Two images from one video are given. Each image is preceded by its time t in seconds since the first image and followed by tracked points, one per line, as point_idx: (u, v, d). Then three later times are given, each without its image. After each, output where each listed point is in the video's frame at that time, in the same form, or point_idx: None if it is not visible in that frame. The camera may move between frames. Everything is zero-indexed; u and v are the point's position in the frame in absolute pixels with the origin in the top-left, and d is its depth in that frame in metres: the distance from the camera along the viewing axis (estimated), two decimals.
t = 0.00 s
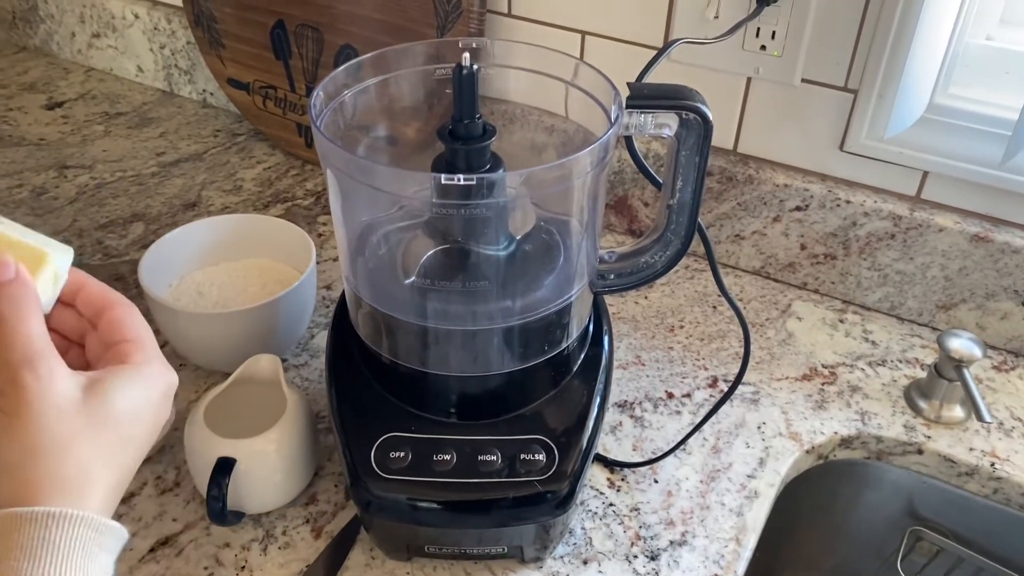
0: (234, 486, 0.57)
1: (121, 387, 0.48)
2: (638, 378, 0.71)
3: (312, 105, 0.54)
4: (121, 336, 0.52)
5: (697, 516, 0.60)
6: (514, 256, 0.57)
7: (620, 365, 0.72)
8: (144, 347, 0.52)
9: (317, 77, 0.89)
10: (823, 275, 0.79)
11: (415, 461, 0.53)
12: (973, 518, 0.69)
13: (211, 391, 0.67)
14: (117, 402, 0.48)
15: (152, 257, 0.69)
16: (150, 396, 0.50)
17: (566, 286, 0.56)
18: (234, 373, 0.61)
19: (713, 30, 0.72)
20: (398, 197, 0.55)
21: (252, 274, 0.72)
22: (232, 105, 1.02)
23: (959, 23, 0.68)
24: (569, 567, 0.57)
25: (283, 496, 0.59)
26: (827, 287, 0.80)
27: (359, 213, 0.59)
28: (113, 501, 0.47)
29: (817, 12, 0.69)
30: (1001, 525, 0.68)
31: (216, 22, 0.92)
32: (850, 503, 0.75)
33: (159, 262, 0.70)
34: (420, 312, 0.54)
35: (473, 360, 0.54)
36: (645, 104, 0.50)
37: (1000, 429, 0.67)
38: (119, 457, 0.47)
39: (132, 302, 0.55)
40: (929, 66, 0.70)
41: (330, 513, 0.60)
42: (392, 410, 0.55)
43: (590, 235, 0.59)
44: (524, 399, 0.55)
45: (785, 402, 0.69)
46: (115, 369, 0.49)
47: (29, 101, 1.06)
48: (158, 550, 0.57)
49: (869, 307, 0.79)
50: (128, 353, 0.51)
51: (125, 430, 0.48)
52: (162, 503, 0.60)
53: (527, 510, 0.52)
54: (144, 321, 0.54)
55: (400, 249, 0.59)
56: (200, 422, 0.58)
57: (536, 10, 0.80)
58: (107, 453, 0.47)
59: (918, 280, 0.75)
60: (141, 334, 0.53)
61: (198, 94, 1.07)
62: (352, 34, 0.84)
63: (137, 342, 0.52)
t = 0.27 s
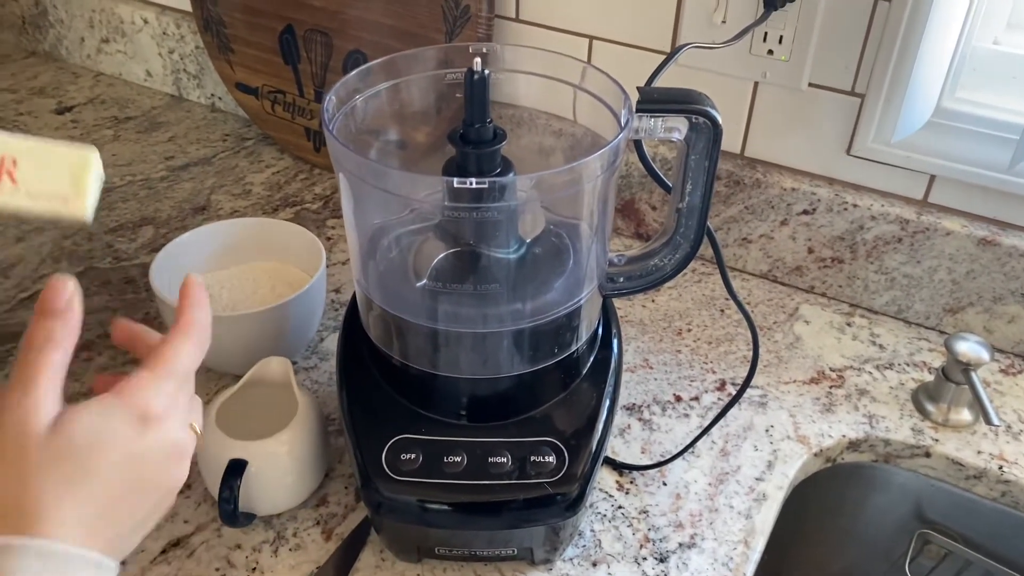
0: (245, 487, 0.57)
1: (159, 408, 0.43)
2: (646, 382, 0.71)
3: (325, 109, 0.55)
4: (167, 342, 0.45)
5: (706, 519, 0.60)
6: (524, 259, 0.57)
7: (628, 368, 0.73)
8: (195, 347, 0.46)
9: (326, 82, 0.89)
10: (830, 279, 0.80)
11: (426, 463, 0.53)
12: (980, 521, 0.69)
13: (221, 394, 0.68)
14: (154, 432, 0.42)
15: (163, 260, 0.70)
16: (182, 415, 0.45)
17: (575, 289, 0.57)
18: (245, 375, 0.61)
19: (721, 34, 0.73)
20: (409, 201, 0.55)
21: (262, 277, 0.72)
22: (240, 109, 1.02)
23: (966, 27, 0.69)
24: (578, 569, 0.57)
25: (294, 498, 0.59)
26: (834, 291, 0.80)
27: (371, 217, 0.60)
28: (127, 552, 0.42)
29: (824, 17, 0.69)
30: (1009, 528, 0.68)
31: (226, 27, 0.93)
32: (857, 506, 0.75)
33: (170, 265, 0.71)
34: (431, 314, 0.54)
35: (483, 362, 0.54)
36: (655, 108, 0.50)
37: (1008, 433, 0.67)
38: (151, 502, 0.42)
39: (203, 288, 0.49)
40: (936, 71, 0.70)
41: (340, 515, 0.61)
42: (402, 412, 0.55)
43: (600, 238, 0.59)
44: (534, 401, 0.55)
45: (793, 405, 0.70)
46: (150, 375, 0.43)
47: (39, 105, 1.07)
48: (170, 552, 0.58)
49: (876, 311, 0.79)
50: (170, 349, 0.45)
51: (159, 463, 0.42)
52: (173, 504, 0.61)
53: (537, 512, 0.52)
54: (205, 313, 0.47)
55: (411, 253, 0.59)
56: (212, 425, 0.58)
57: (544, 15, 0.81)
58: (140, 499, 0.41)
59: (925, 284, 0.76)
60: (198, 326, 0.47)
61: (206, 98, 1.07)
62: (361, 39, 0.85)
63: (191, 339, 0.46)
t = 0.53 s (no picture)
0: (254, 494, 0.58)
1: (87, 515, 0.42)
2: (651, 389, 0.72)
3: (335, 121, 0.55)
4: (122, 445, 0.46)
5: (712, 526, 0.61)
6: (531, 268, 0.58)
7: (634, 376, 0.73)
8: (126, 426, 0.44)
9: (334, 91, 0.90)
10: (835, 286, 0.80)
11: (434, 470, 0.53)
12: (985, 529, 0.70)
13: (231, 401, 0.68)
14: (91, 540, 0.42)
15: (174, 267, 0.70)
16: (131, 496, 0.45)
17: (581, 297, 0.57)
18: (254, 382, 0.62)
19: (726, 43, 0.73)
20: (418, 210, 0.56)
21: (271, 285, 0.73)
22: (249, 118, 1.03)
23: (970, 36, 0.69)
24: None
25: (302, 504, 0.60)
26: (839, 298, 0.80)
27: (378, 226, 0.61)
28: None
29: (828, 26, 0.69)
30: (1014, 536, 0.68)
31: (234, 36, 0.94)
32: (862, 513, 0.75)
33: (181, 273, 0.71)
34: (438, 323, 0.55)
35: (490, 370, 0.55)
36: (661, 119, 0.51)
37: (1013, 440, 0.68)
38: None
39: (142, 361, 0.45)
40: (941, 80, 0.70)
41: (348, 521, 0.61)
42: (410, 420, 0.56)
43: (606, 248, 0.60)
44: (540, 408, 0.56)
45: (798, 412, 0.70)
46: (79, 471, 0.42)
47: (49, 113, 1.08)
48: (179, 558, 0.58)
49: (881, 318, 0.79)
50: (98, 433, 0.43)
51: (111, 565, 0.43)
52: (183, 511, 0.61)
53: (544, 519, 0.52)
54: (139, 388, 0.45)
55: (419, 262, 0.60)
56: (221, 431, 0.58)
57: (551, 25, 0.81)
58: None
59: (930, 291, 0.76)
60: (128, 404, 0.44)
61: (215, 106, 1.08)
62: (368, 48, 0.86)
63: (118, 420, 0.43)
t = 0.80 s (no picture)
0: (270, 512, 0.59)
1: None
2: (659, 408, 0.73)
3: (351, 152, 0.57)
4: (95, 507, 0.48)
5: (717, 544, 0.62)
6: (540, 294, 0.59)
7: (641, 395, 0.74)
8: (102, 490, 0.46)
9: (346, 112, 0.92)
10: (840, 306, 0.81)
11: (446, 491, 0.55)
12: (988, 547, 0.71)
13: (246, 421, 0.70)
14: None
15: (192, 289, 0.72)
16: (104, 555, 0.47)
17: (590, 323, 0.59)
18: (270, 403, 0.63)
19: (731, 69, 0.75)
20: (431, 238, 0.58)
21: (286, 305, 0.75)
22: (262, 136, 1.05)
23: (971, 61, 0.71)
24: None
25: (317, 522, 0.61)
26: (843, 317, 0.82)
27: (393, 252, 0.62)
28: None
29: (832, 52, 0.71)
30: (1016, 554, 0.69)
31: (249, 57, 0.96)
32: (866, 531, 0.76)
33: (198, 294, 0.73)
34: (450, 348, 0.56)
35: (501, 393, 0.56)
36: (666, 150, 0.52)
37: (1015, 460, 0.69)
38: None
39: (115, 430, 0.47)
40: (943, 106, 0.72)
41: (361, 539, 0.62)
42: (422, 441, 0.57)
43: (614, 273, 0.61)
44: (549, 431, 0.57)
45: (803, 432, 0.71)
46: (57, 532, 0.44)
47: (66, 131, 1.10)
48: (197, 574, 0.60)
49: (885, 337, 0.80)
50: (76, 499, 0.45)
51: None
52: (200, 528, 0.63)
53: (553, 539, 0.54)
54: (112, 453, 0.47)
55: (432, 287, 0.61)
56: (239, 452, 0.60)
57: (560, 49, 0.83)
58: None
59: (933, 312, 0.77)
60: (103, 468, 0.46)
61: (229, 124, 1.10)
62: (380, 71, 0.88)
63: (94, 484, 0.45)
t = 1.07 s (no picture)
0: (284, 535, 0.59)
1: None
2: (674, 429, 0.72)
3: (366, 177, 0.58)
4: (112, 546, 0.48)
5: (733, 569, 0.61)
6: (556, 318, 0.59)
7: (656, 416, 0.74)
8: (114, 525, 0.46)
9: (359, 128, 0.92)
10: (855, 325, 0.81)
11: (460, 516, 0.54)
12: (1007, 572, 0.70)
13: (260, 441, 0.70)
14: None
15: (206, 308, 0.72)
16: None
17: (606, 347, 0.59)
18: (284, 425, 0.63)
19: (746, 87, 0.74)
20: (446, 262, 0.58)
21: (299, 324, 0.74)
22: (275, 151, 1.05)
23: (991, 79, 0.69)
24: None
25: (330, 545, 0.61)
26: (859, 336, 0.81)
27: (408, 275, 0.62)
28: None
29: (848, 71, 0.70)
30: None
31: (263, 72, 0.96)
32: (883, 553, 0.76)
33: (212, 313, 0.73)
34: (465, 372, 0.57)
35: (516, 418, 0.56)
36: (683, 175, 0.52)
37: None
38: None
39: (128, 464, 0.48)
40: (963, 125, 0.71)
41: (375, 562, 0.62)
42: (436, 465, 0.57)
43: (630, 296, 0.61)
44: (564, 456, 0.56)
45: (819, 453, 0.71)
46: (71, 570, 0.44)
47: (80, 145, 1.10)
48: None
49: (902, 357, 0.80)
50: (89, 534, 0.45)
51: None
52: (214, 549, 0.62)
53: (568, 566, 0.53)
54: (125, 489, 0.47)
55: (447, 310, 0.61)
56: (252, 474, 0.60)
57: (573, 66, 0.83)
58: None
59: (950, 332, 0.76)
60: (116, 504, 0.47)
61: (241, 138, 1.10)
62: (393, 87, 0.88)
63: (107, 520, 0.46)
